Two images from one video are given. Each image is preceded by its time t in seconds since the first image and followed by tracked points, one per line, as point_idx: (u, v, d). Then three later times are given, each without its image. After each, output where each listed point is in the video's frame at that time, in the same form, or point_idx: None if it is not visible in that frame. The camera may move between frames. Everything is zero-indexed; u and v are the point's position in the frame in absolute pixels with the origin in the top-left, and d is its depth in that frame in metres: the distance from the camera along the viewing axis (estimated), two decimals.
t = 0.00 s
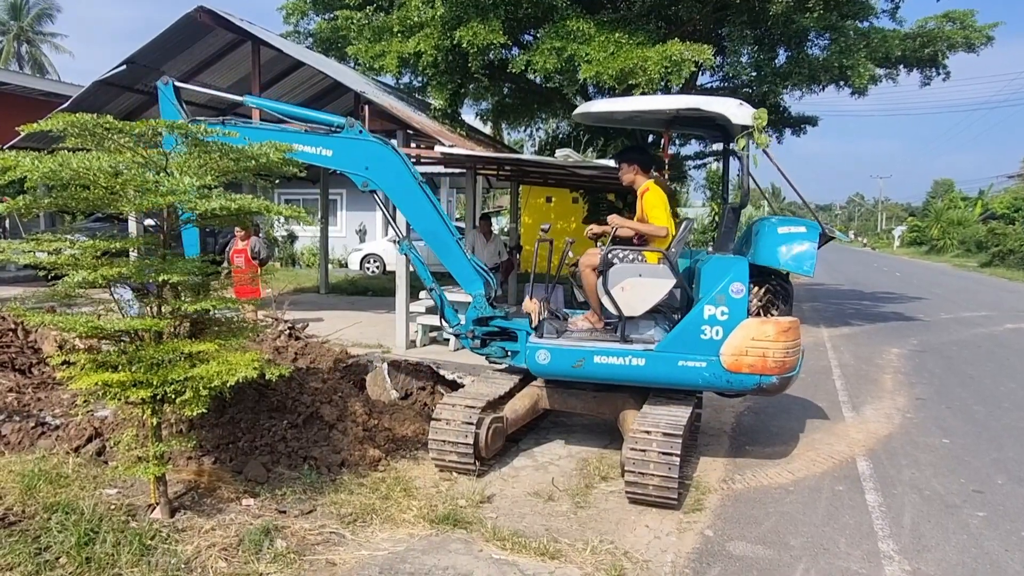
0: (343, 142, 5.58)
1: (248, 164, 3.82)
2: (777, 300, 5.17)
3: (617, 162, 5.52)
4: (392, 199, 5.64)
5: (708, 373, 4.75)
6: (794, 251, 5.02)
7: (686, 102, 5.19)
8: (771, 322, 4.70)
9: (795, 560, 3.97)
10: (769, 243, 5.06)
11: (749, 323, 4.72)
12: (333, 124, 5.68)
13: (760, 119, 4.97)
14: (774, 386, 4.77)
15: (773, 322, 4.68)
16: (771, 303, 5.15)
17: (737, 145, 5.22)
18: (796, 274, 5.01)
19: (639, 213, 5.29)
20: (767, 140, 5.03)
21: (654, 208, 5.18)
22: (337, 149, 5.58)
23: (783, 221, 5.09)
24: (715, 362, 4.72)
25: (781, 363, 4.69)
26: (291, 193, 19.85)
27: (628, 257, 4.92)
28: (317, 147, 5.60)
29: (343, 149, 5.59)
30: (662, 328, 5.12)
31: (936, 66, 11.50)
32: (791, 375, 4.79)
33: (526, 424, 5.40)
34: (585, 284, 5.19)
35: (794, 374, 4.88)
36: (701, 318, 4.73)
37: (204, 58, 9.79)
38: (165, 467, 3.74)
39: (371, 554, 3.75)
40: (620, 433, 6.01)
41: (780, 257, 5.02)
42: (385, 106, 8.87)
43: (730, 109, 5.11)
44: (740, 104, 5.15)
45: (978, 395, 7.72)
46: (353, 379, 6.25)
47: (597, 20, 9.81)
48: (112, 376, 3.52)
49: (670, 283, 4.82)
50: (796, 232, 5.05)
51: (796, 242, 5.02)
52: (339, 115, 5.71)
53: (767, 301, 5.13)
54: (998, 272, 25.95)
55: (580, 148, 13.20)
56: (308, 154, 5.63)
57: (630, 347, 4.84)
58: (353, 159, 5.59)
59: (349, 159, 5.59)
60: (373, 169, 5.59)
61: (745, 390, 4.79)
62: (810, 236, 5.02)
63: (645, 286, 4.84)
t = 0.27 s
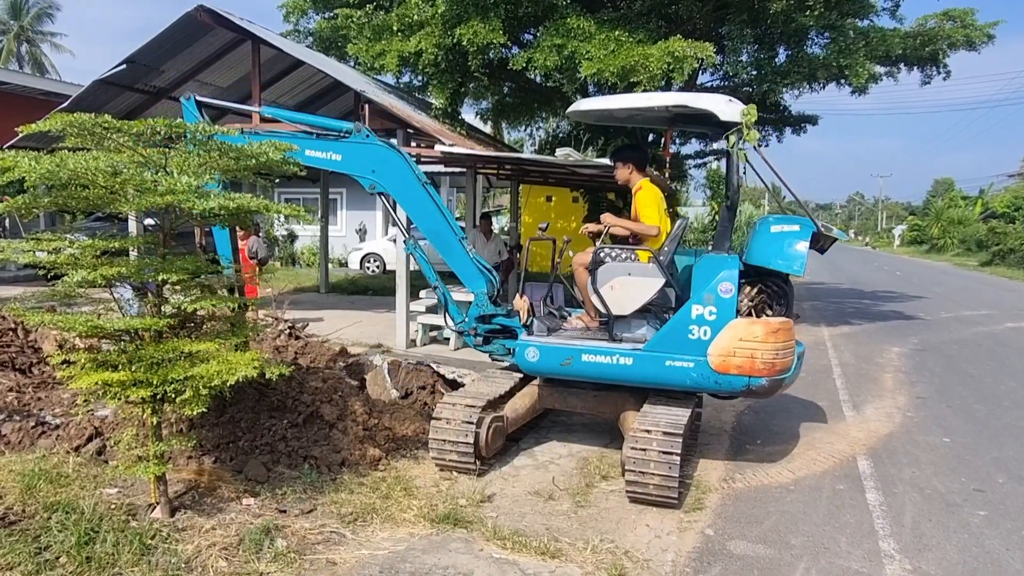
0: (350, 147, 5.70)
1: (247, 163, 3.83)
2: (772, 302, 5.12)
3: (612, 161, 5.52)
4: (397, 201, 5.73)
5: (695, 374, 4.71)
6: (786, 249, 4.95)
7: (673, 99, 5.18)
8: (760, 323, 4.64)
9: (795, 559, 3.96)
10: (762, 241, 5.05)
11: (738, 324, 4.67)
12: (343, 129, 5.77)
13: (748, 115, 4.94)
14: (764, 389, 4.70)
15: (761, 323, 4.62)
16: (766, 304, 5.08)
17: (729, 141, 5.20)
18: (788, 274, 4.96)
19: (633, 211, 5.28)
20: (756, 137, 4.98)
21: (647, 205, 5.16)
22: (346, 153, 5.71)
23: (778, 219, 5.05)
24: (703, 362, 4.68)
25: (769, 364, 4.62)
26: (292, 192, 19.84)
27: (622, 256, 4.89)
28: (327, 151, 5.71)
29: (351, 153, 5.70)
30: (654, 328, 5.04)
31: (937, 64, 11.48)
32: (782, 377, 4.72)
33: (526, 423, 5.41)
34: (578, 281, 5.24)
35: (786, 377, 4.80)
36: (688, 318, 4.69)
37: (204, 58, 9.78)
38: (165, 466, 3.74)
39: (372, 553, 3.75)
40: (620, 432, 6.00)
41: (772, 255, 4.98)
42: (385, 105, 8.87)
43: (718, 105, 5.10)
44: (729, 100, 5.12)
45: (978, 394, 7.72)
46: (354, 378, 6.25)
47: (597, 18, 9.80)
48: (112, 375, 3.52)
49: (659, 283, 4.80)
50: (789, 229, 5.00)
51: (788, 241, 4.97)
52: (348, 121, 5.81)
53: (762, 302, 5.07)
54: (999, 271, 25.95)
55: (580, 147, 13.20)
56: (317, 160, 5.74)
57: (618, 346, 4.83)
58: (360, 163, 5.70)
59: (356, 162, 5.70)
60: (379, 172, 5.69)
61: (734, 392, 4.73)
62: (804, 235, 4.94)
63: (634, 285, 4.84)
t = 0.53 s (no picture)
0: (363, 150, 5.88)
1: (246, 162, 3.82)
2: (763, 303, 5.10)
3: (608, 159, 5.51)
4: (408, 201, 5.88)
5: (681, 374, 4.68)
6: (774, 246, 4.91)
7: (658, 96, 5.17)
8: (745, 323, 4.57)
9: (796, 558, 3.96)
10: (752, 239, 5.03)
11: (723, 323, 4.61)
12: (358, 134, 5.90)
13: (733, 111, 4.97)
14: (751, 390, 4.63)
15: (747, 323, 4.55)
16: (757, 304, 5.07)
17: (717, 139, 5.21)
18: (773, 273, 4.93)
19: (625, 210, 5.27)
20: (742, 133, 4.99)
21: (636, 204, 5.13)
22: (359, 157, 5.89)
23: (770, 218, 5.05)
24: (688, 362, 4.64)
25: (755, 365, 4.56)
26: (292, 191, 19.84)
27: (610, 255, 4.98)
28: (342, 155, 5.87)
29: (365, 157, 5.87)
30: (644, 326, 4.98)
31: (937, 63, 11.47)
32: (769, 379, 4.65)
33: (525, 422, 5.41)
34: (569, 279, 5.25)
35: (775, 378, 4.73)
36: (674, 317, 4.67)
37: (204, 57, 9.77)
38: (165, 466, 3.74)
39: (372, 553, 3.75)
40: (620, 431, 6.00)
41: (761, 254, 4.94)
42: (385, 105, 8.87)
43: (704, 101, 5.08)
44: (715, 95, 5.10)
45: (978, 392, 7.71)
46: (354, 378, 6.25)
47: (597, 17, 9.79)
48: (112, 375, 3.52)
49: (647, 281, 4.80)
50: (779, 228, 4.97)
51: (777, 239, 4.93)
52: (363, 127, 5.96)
53: (750, 302, 5.05)
54: (999, 269, 25.95)
55: (580, 146, 13.19)
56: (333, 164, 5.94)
57: (606, 344, 4.83)
58: (373, 166, 5.88)
59: (370, 165, 5.87)
60: (391, 175, 5.86)
61: (720, 393, 4.68)
62: (792, 233, 4.91)
63: (622, 284, 4.83)
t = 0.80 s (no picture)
0: (371, 151, 5.92)
1: (246, 162, 3.82)
2: (758, 302, 5.05)
3: (606, 158, 5.50)
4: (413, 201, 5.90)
5: (675, 374, 4.66)
6: (766, 244, 4.89)
7: (649, 95, 5.16)
8: (738, 322, 4.53)
9: (797, 558, 3.95)
10: (747, 238, 5.04)
11: (716, 323, 4.58)
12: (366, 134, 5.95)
13: (724, 108, 5.05)
14: (745, 390, 4.59)
15: (739, 323, 4.51)
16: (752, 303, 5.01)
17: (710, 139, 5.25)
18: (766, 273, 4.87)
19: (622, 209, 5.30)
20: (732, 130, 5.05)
21: (626, 202, 5.12)
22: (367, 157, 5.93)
23: (765, 218, 5.07)
24: (681, 361, 4.63)
25: (748, 365, 4.52)
26: (292, 191, 19.83)
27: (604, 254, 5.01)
28: (350, 155, 5.93)
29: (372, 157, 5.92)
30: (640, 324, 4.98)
31: (938, 61, 11.46)
32: (763, 379, 4.60)
33: (526, 421, 5.40)
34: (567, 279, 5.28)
35: (770, 378, 4.67)
36: (667, 316, 4.66)
37: (204, 57, 9.76)
38: (166, 466, 3.73)
39: (374, 553, 3.75)
40: (620, 430, 6.00)
41: (753, 252, 4.91)
42: (385, 104, 8.86)
43: (697, 100, 5.11)
44: (707, 94, 5.14)
45: (979, 391, 7.71)
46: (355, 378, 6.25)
47: (597, 15, 9.77)
48: (112, 375, 3.52)
49: (641, 279, 4.82)
50: (773, 227, 4.98)
51: (770, 238, 4.91)
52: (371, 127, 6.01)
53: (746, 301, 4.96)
54: (1000, 268, 25.94)
55: (580, 145, 13.18)
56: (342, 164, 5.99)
57: (599, 343, 4.83)
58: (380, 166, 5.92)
59: (376, 165, 5.91)
60: (397, 175, 5.89)
61: (714, 393, 4.65)
62: (785, 232, 4.89)
63: (616, 282, 4.87)
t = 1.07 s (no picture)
0: (375, 141, 5.82)
1: (248, 162, 3.82)
2: (763, 301, 5.06)
3: (607, 158, 5.49)
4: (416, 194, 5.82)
5: (681, 373, 4.65)
6: (771, 243, 4.88)
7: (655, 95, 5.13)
8: (745, 321, 4.54)
9: (799, 557, 3.95)
10: (752, 237, 5.02)
11: (723, 322, 4.58)
12: (369, 124, 5.88)
13: (730, 108, 5.01)
14: (751, 389, 4.59)
15: (746, 322, 4.52)
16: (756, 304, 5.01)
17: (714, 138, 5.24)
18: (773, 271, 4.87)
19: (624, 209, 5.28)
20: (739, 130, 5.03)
21: (631, 201, 5.13)
22: (371, 148, 5.83)
23: (770, 217, 5.04)
24: (688, 361, 4.62)
25: (755, 364, 4.52)
26: (293, 190, 19.84)
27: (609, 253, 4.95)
28: (352, 144, 5.85)
29: (375, 148, 5.83)
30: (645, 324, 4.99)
31: (939, 60, 11.44)
32: (770, 377, 4.61)
33: (527, 421, 5.40)
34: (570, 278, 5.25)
35: (776, 377, 4.67)
36: (673, 315, 4.64)
37: (204, 57, 9.76)
38: (167, 465, 3.73)
39: (376, 552, 3.75)
40: (622, 429, 5.99)
41: (759, 252, 4.91)
42: (387, 103, 8.85)
43: (703, 99, 5.08)
44: (712, 94, 5.11)
45: (981, 390, 7.69)
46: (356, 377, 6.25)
47: (598, 14, 9.76)
48: (114, 375, 3.52)
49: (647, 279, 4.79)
50: (779, 226, 4.94)
51: (775, 238, 4.90)
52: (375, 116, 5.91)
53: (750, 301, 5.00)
54: (1001, 266, 25.92)
55: (581, 144, 13.17)
56: (345, 152, 5.86)
57: (605, 343, 4.83)
58: (383, 157, 5.83)
59: (380, 156, 5.82)
60: (400, 168, 5.80)
61: (720, 392, 4.65)
62: (791, 231, 4.87)
63: (622, 282, 4.83)
